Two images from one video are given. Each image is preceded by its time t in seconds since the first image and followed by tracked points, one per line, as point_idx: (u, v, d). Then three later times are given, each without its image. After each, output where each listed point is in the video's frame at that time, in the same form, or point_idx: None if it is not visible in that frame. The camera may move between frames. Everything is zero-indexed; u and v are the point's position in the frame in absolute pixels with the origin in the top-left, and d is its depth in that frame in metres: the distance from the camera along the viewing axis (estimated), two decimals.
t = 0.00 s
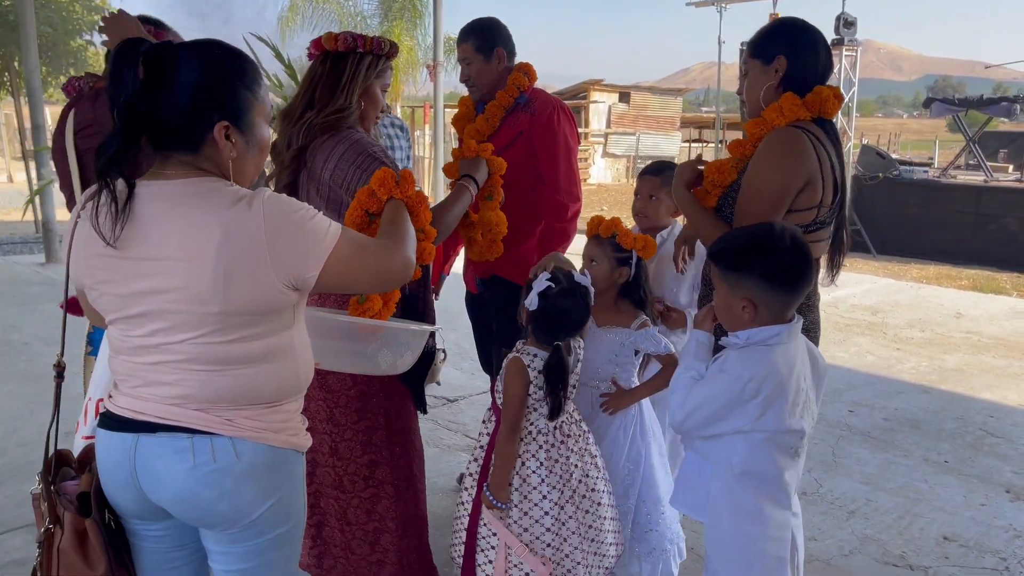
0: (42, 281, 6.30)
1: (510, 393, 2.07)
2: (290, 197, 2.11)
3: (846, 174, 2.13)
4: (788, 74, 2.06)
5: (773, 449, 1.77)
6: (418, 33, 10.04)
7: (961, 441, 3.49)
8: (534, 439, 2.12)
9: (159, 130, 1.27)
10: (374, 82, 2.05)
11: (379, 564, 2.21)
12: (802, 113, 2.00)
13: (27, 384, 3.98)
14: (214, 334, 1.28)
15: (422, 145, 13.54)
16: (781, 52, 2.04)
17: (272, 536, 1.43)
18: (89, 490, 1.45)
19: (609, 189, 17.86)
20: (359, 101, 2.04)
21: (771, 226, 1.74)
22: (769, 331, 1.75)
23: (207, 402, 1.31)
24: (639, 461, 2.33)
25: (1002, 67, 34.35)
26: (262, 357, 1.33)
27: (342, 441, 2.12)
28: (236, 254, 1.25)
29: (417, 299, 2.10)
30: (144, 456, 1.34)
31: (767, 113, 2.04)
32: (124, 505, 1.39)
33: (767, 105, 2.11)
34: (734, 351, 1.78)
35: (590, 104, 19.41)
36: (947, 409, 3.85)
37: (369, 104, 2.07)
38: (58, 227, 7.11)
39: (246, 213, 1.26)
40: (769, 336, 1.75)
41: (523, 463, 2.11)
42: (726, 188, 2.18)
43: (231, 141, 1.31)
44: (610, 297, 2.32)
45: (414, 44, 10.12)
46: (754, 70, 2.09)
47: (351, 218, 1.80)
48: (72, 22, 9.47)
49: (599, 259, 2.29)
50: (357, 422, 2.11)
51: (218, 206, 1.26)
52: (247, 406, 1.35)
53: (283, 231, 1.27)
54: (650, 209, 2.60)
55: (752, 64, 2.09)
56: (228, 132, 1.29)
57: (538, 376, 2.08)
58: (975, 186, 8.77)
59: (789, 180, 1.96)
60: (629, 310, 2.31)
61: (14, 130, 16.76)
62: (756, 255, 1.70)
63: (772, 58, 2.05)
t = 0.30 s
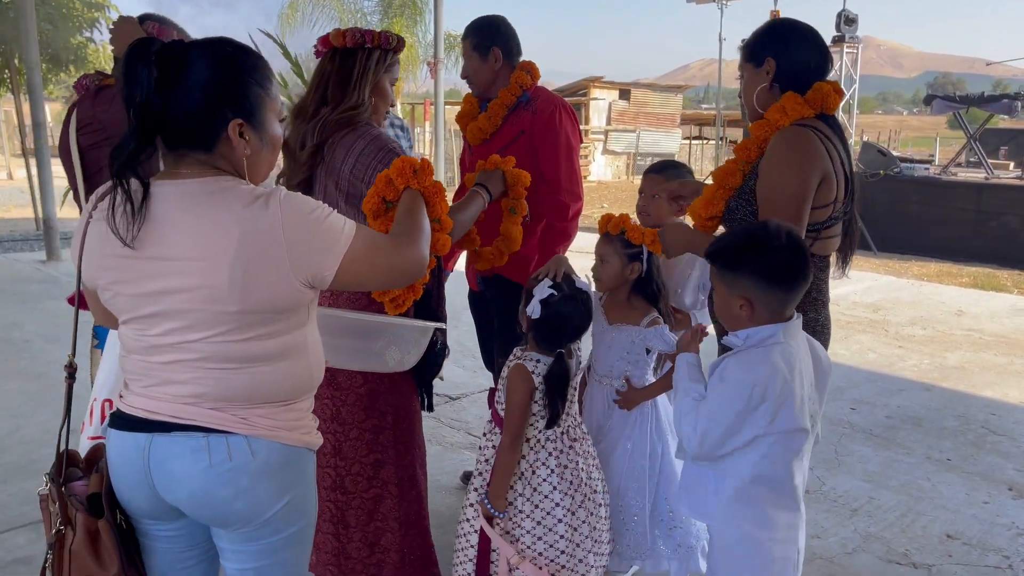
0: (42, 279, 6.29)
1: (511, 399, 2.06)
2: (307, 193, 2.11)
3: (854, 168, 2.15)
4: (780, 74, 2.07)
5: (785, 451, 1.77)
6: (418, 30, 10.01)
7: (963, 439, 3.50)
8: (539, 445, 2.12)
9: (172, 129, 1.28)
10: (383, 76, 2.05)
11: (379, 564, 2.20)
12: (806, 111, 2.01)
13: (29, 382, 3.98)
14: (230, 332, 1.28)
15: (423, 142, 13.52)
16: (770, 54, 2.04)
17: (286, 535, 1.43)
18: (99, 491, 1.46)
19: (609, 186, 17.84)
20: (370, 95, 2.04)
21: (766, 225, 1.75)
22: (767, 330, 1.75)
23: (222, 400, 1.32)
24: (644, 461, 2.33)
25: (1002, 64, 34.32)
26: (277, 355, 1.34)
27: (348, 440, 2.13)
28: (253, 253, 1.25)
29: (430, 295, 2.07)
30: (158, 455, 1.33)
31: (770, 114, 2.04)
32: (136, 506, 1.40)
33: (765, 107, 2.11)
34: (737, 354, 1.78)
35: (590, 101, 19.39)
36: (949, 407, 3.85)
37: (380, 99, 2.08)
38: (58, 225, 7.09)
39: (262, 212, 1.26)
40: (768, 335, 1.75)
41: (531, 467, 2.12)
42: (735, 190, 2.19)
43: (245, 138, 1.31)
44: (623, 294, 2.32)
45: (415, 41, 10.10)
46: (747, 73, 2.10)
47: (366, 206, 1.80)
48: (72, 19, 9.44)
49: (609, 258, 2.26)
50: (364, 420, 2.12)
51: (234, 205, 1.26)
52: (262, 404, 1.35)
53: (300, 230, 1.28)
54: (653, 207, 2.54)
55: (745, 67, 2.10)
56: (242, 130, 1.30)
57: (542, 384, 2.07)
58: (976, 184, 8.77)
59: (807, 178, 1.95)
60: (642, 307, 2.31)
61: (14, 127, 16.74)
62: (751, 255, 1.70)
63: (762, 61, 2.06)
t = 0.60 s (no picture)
0: (41, 277, 6.28)
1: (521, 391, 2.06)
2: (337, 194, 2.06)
3: (861, 163, 2.14)
4: (788, 71, 2.06)
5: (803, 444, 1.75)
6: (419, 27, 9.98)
7: (965, 436, 3.49)
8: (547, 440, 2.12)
9: (172, 125, 1.27)
10: (408, 70, 2.05)
11: (388, 564, 2.19)
12: (812, 108, 2.01)
13: (30, 380, 3.98)
14: (236, 330, 1.28)
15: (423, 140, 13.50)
16: (777, 51, 2.03)
17: (286, 536, 1.42)
18: (101, 491, 1.45)
19: (610, 183, 17.82)
20: (394, 89, 2.04)
21: (751, 223, 1.76)
22: (762, 326, 1.74)
23: (226, 399, 1.31)
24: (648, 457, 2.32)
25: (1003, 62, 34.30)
26: (283, 353, 1.34)
27: (362, 438, 2.12)
28: (260, 250, 1.25)
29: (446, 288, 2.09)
30: (166, 455, 1.33)
31: (776, 112, 2.04)
32: (140, 506, 1.39)
33: (771, 105, 2.11)
34: (745, 354, 1.74)
35: (591, 98, 19.37)
36: (951, 405, 3.85)
37: (406, 94, 2.08)
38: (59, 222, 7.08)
39: (268, 209, 1.26)
40: (766, 331, 1.74)
41: (541, 460, 2.12)
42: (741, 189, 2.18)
43: (246, 132, 1.30)
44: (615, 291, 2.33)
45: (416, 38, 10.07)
46: (752, 72, 2.09)
47: (382, 203, 1.82)
48: (72, 16, 9.41)
49: (598, 257, 2.31)
50: (381, 417, 2.11)
51: (240, 202, 1.26)
52: (266, 403, 1.35)
53: (306, 226, 1.27)
54: (645, 204, 2.53)
55: (749, 66, 2.08)
56: (242, 124, 1.29)
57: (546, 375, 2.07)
58: (977, 181, 8.75)
59: (818, 176, 1.94)
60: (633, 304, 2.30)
61: (15, 124, 16.72)
62: (738, 257, 1.71)
63: (769, 58, 2.05)
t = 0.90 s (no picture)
0: (42, 275, 6.27)
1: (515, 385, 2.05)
2: (363, 193, 2.04)
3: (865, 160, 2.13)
4: (793, 71, 2.06)
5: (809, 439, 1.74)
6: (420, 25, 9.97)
7: (966, 435, 3.48)
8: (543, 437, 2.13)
9: (165, 124, 1.26)
10: (428, 66, 2.03)
11: (400, 565, 2.19)
12: (821, 106, 2.00)
13: (29, 379, 3.97)
14: (232, 327, 1.28)
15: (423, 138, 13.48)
16: (780, 52, 2.03)
17: (283, 537, 1.41)
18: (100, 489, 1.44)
19: (610, 181, 17.81)
20: (416, 87, 2.03)
21: (749, 220, 1.76)
22: (756, 323, 1.73)
23: (222, 398, 1.31)
24: (651, 456, 2.29)
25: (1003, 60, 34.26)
26: (279, 352, 1.33)
27: (376, 439, 2.10)
28: (256, 246, 1.25)
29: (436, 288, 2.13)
30: (162, 455, 1.32)
31: (783, 111, 2.02)
32: (137, 505, 1.38)
33: (777, 105, 2.09)
34: (741, 353, 1.72)
35: (591, 96, 19.35)
36: (952, 404, 3.84)
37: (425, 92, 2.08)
38: (59, 220, 7.08)
39: (263, 206, 1.26)
40: (760, 328, 1.72)
41: (538, 453, 2.12)
42: (748, 187, 2.15)
43: (240, 129, 1.30)
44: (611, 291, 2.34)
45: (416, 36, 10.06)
46: (755, 73, 2.07)
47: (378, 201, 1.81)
48: (73, 14, 9.41)
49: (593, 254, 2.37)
50: (398, 416, 2.10)
51: (235, 199, 1.26)
52: (262, 403, 1.34)
53: (300, 222, 1.27)
54: (623, 202, 2.51)
55: (752, 68, 2.07)
56: (236, 121, 1.29)
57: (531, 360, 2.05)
58: (978, 179, 8.74)
59: (834, 174, 1.93)
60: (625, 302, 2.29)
61: (14, 122, 16.71)
62: (739, 250, 1.71)
63: (773, 58, 2.04)
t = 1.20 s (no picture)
0: (41, 273, 6.27)
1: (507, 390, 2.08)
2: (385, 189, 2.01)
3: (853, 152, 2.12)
4: (773, 71, 2.05)
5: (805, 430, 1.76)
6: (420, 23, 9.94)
7: (965, 433, 3.48)
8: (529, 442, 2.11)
9: (164, 126, 1.26)
10: (436, 65, 2.03)
11: (410, 565, 2.19)
12: (800, 105, 1.99)
13: (28, 377, 3.97)
14: (232, 324, 1.27)
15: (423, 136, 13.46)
16: (757, 52, 2.02)
17: (283, 534, 1.41)
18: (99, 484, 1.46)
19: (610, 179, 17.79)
20: (429, 83, 2.03)
21: (746, 218, 1.74)
22: (750, 319, 1.73)
23: (221, 396, 1.30)
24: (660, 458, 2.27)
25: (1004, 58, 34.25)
26: (278, 349, 1.33)
27: (388, 440, 2.11)
28: (256, 243, 1.24)
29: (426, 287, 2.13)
30: (161, 452, 1.32)
31: (764, 113, 2.02)
32: (137, 502, 1.38)
33: (759, 106, 2.08)
34: (737, 347, 1.72)
35: (591, 94, 19.33)
36: (952, 402, 3.83)
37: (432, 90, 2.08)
38: (58, 218, 7.07)
39: (263, 202, 1.25)
40: (755, 323, 1.72)
41: (523, 460, 2.11)
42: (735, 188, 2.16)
43: (242, 129, 1.29)
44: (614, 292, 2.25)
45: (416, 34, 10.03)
46: (735, 76, 2.06)
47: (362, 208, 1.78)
48: (72, 12, 9.39)
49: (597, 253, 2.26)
50: (412, 416, 2.11)
51: (235, 195, 1.25)
52: (262, 400, 1.34)
53: (300, 218, 1.27)
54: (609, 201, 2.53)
55: (732, 71, 2.05)
56: (237, 122, 1.28)
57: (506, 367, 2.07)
58: (978, 177, 8.73)
59: (808, 173, 1.93)
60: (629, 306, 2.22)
61: (14, 120, 16.69)
62: (733, 246, 1.70)
63: (752, 60, 2.03)
